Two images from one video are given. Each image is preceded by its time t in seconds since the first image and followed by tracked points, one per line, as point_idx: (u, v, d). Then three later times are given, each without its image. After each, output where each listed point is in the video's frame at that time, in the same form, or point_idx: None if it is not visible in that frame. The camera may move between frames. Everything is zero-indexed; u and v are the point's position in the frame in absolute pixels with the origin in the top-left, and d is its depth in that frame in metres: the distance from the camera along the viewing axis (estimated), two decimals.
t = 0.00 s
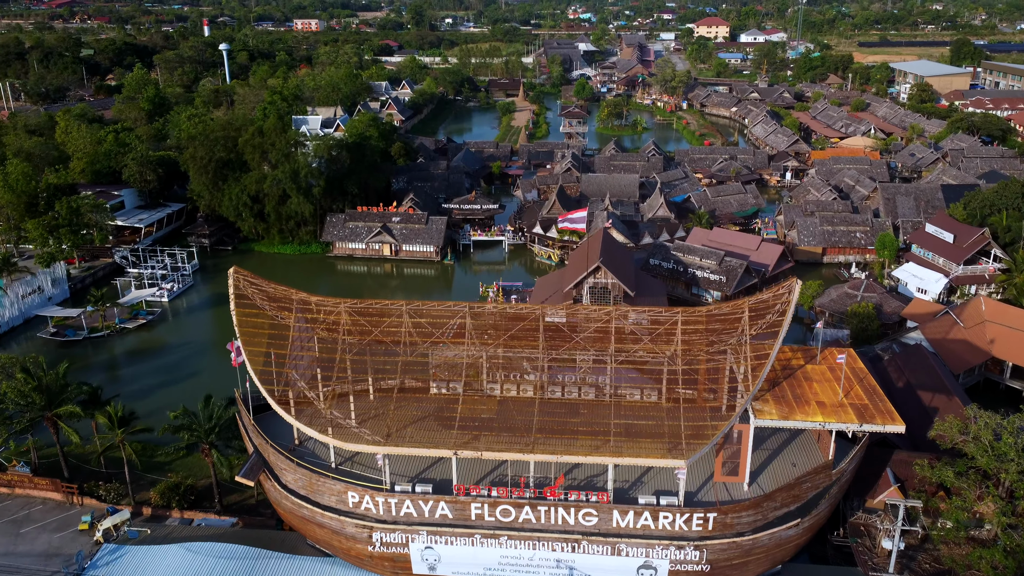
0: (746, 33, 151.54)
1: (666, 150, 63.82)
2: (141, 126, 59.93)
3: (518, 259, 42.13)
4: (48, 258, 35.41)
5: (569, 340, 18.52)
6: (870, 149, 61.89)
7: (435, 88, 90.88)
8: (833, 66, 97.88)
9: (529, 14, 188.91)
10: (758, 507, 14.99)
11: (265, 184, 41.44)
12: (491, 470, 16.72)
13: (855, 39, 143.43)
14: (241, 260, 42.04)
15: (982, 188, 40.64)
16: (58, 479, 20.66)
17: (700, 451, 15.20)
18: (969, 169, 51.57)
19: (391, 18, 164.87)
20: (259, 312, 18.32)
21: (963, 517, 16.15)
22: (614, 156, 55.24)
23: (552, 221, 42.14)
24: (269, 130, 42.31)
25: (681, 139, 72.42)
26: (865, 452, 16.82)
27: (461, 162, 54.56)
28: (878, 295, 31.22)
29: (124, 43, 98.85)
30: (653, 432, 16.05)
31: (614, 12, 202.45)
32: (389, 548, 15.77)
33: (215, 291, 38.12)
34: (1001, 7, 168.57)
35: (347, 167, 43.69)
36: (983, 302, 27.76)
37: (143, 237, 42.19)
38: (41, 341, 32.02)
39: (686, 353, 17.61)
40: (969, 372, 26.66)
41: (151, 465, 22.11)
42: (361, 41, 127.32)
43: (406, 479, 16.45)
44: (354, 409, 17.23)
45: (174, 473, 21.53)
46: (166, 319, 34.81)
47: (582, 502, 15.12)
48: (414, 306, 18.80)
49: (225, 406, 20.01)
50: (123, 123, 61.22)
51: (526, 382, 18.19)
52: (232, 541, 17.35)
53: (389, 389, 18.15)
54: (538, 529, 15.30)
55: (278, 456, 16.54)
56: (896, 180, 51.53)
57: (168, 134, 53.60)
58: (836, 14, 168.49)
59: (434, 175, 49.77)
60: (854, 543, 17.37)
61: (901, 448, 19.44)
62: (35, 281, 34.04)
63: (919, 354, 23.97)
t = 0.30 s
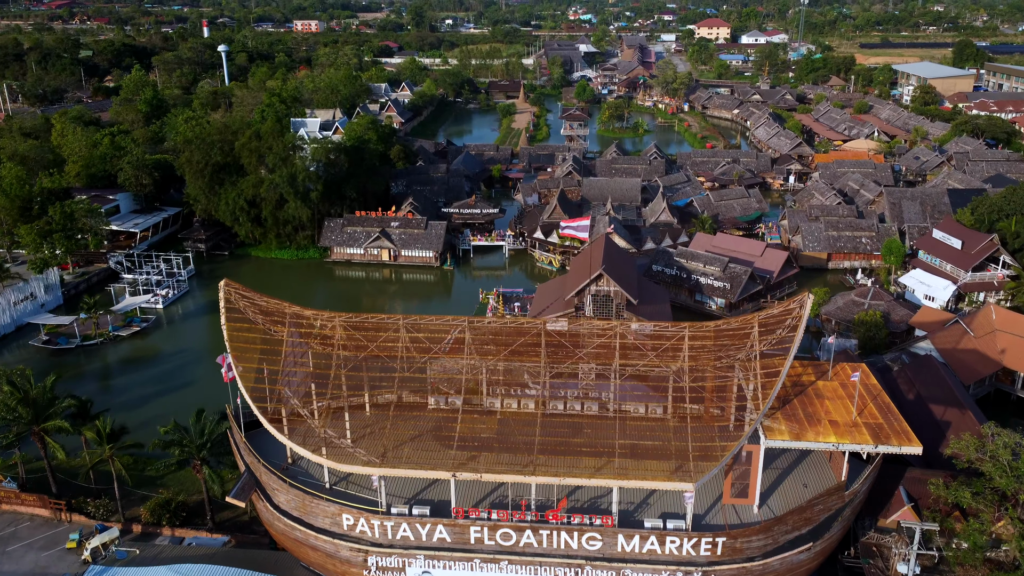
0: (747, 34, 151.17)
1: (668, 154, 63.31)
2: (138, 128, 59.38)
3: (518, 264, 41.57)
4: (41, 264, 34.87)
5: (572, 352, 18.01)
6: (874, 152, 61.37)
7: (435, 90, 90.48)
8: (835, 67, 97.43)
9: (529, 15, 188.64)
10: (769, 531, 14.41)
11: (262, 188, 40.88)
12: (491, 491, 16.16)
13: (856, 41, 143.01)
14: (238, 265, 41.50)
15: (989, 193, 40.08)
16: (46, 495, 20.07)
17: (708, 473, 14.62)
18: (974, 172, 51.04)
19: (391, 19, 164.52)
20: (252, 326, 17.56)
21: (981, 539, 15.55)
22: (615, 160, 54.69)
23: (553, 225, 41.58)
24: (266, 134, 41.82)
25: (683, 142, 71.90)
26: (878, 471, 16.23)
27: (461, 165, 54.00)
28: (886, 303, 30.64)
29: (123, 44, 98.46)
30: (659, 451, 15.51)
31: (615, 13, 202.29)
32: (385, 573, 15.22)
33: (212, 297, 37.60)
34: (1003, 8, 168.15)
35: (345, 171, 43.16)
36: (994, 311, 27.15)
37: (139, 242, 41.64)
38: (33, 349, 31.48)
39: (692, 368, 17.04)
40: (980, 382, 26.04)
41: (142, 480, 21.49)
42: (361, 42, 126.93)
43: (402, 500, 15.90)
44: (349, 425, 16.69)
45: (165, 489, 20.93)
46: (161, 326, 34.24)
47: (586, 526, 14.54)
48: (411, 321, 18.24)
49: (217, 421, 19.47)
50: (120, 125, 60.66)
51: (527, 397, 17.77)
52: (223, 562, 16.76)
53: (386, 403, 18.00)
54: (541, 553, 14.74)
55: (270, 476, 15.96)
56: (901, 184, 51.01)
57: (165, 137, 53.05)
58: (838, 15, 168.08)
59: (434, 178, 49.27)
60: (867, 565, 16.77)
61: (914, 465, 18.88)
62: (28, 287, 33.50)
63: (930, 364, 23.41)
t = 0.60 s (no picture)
0: (748, 36, 150.71)
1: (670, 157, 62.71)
2: (135, 131, 58.80)
3: (518, 270, 41.02)
4: (33, 271, 34.01)
5: (575, 366, 17.56)
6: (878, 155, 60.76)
7: (435, 92, 89.95)
8: (837, 69, 96.84)
9: (530, 16, 188.15)
10: (781, 558, 13.83)
11: (259, 193, 40.26)
12: (490, 515, 15.56)
13: (858, 42, 142.44)
14: (235, 271, 40.90)
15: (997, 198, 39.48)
16: (32, 513, 19.46)
17: (718, 498, 14.04)
18: (980, 177, 50.43)
19: (391, 20, 164.07)
20: (241, 340, 17.09)
21: (1001, 566, 14.95)
22: (617, 163, 54.08)
23: (554, 231, 41.00)
24: (263, 138, 41.21)
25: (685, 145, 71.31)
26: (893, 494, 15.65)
27: (461, 168, 53.39)
28: (894, 312, 30.03)
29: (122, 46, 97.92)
30: (666, 473, 14.92)
31: (616, 15, 202.02)
32: None
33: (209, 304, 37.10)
34: (1004, 9, 167.60)
35: (343, 175, 42.42)
36: (1006, 321, 26.51)
37: (134, 247, 41.07)
38: (24, 357, 30.92)
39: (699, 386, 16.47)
40: (991, 395, 25.41)
41: (132, 497, 20.86)
42: (361, 43, 126.46)
43: (398, 524, 15.27)
44: (345, 442, 16.13)
45: (155, 506, 20.27)
46: (154, 335, 33.58)
47: (589, 553, 13.95)
48: (408, 337, 17.77)
49: (209, 437, 18.89)
50: (117, 128, 60.01)
51: (528, 413, 17.40)
52: None
53: (383, 420, 17.49)
54: None
55: (260, 498, 15.39)
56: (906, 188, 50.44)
57: (162, 140, 52.48)
58: (839, 16, 167.44)
59: (433, 182, 48.70)
60: None
61: (928, 483, 18.30)
62: (19, 294, 32.92)
63: (942, 377, 22.78)
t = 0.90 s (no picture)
0: (750, 37, 150.21)
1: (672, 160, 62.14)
2: (132, 134, 58.19)
3: (519, 276, 40.40)
4: (25, 277, 33.60)
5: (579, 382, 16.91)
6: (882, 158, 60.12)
7: (435, 94, 89.40)
8: (840, 71, 96.29)
9: (530, 18, 187.76)
10: None
11: (255, 198, 39.63)
12: (489, 544, 14.93)
13: (860, 44, 141.91)
14: (231, 277, 40.25)
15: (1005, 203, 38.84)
16: (16, 533, 18.80)
17: (730, 528, 13.33)
18: (986, 181, 49.83)
19: (391, 21, 163.54)
20: (232, 358, 16.54)
21: None
22: (619, 167, 53.44)
23: (555, 236, 40.36)
24: (259, 142, 40.60)
25: (687, 147, 70.71)
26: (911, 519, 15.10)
27: (461, 172, 52.75)
28: (903, 321, 29.34)
29: (120, 47, 97.36)
30: (674, 498, 14.26)
31: (616, 16, 201.70)
32: None
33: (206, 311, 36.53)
34: (1006, 11, 167.18)
35: (340, 180, 41.78)
36: (1019, 332, 25.48)
37: (129, 253, 40.47)
38: (14, 367, 30.30)
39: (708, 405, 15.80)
40: (1006, 408, 24.60)
41: (120, 515, 20.15)
42: (361, 45, 126.03)
43: (393, 553, 14.71)
44: (339, 462, 15.48)
45: (145, 525, 19.60)
46: (148, 344, 32.91)
47: None
48: (404, 355, 17.11)
49: (199, 456, 18.23)
50: (113, 131, 59.41)
51: (531, 430, 16.68)
52: None
53: (380, 435, 16.76)
54: None
55: (250, 524, 14.88)
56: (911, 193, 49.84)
57: (159, 143, 51.91)
58: (840, 17, 166.97)
59: (433, 186, 48.12)
60: None
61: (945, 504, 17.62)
62: (10, 302, 32.28)
63: (954, 390, 22.14)
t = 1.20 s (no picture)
0: (751, 38, 149.54)
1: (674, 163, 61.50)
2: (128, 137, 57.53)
3: (520, 282, 39.77)
4: (15, 284, 32.77)
5: (584, 401, 16.31)
6: (887, 161, 59.48)
7: (435, 95, 88.79)
8: (842, 73, 95.71)
9: (531, 18, 187.23)
10: None
11: (252, 203, 38.92)
12: None
13: (862, 45, 141.23)
14: (227, 283, 39.59)
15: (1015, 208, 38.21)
16: None
17: (743, 561, 13.01)
18: (993, 185, 49.19)
19: (392, 22, 163.03)
20: (221, 376, 16.02)
21: None
22: (621, 170, 52.80)
23: (557, 242, 39.70)
24: (256, 146, 39.91)
25: (689, 150, 70.08)
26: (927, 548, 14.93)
27: (461, 175, 52.11)
28: (913, 330, 28.66)
29: (118, 49, 96.61)
30: (683, 527, 13.78)
31: (617, 16, 201.14)
32: None
33: (203, 318, 35.95)
34: (1008, 12, 166.53)
35: (338, 184, 41.10)
36: None
37: (123, 259, 39.81)
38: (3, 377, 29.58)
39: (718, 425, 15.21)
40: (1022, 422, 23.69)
41: (108, 536, 19.51)
42: (361, 46, 125.38)
43: None
44: (332, 484, 14.95)
45: (133, 547, 18.96)
46: (142, 352, 32.24)
47: None
48: (401, 375, 16.42)
49: (188, 475, 17.64)
50: (109, 134, 58.73)
51: (533, 450, 16.06)
52: None
53: (374, 456, 15.98)
54: None
55: (239, 552, 14.99)
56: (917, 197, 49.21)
57: (155, 146, 51.27)
58: (842, 18, 166.28)
59: (432, 191, 47.50)
60: None
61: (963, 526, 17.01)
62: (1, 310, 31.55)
63: (969, 405, 21.47)
